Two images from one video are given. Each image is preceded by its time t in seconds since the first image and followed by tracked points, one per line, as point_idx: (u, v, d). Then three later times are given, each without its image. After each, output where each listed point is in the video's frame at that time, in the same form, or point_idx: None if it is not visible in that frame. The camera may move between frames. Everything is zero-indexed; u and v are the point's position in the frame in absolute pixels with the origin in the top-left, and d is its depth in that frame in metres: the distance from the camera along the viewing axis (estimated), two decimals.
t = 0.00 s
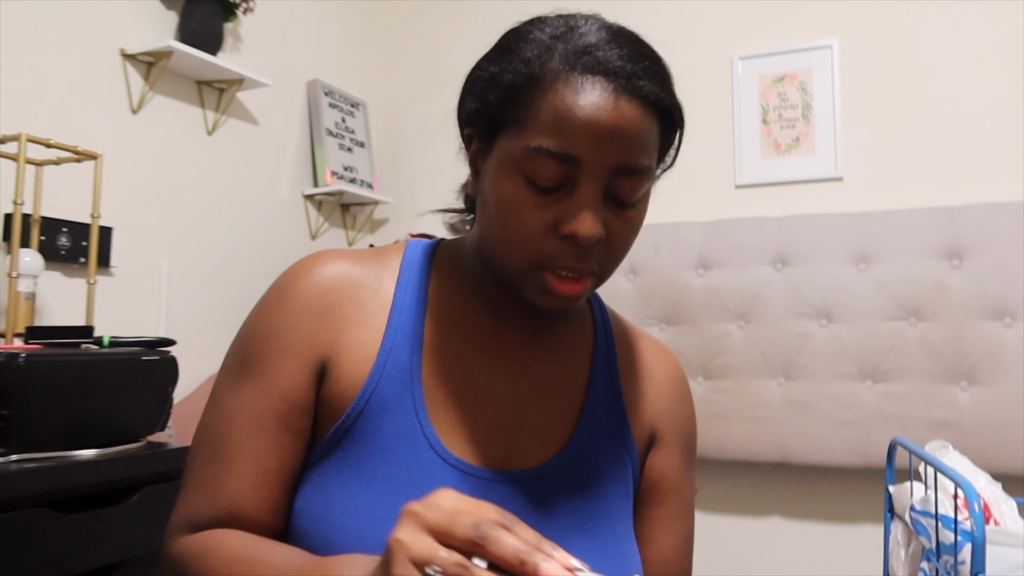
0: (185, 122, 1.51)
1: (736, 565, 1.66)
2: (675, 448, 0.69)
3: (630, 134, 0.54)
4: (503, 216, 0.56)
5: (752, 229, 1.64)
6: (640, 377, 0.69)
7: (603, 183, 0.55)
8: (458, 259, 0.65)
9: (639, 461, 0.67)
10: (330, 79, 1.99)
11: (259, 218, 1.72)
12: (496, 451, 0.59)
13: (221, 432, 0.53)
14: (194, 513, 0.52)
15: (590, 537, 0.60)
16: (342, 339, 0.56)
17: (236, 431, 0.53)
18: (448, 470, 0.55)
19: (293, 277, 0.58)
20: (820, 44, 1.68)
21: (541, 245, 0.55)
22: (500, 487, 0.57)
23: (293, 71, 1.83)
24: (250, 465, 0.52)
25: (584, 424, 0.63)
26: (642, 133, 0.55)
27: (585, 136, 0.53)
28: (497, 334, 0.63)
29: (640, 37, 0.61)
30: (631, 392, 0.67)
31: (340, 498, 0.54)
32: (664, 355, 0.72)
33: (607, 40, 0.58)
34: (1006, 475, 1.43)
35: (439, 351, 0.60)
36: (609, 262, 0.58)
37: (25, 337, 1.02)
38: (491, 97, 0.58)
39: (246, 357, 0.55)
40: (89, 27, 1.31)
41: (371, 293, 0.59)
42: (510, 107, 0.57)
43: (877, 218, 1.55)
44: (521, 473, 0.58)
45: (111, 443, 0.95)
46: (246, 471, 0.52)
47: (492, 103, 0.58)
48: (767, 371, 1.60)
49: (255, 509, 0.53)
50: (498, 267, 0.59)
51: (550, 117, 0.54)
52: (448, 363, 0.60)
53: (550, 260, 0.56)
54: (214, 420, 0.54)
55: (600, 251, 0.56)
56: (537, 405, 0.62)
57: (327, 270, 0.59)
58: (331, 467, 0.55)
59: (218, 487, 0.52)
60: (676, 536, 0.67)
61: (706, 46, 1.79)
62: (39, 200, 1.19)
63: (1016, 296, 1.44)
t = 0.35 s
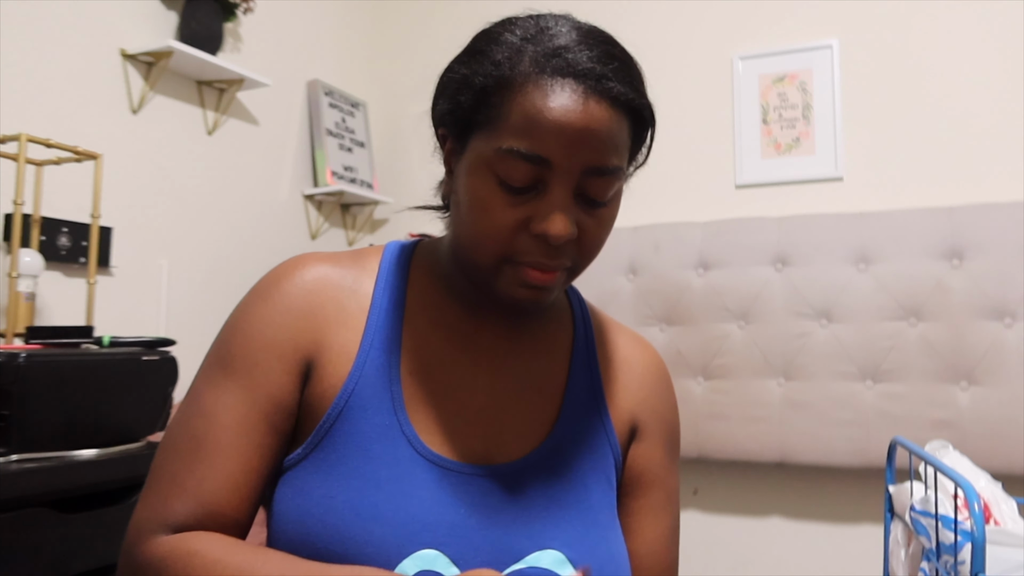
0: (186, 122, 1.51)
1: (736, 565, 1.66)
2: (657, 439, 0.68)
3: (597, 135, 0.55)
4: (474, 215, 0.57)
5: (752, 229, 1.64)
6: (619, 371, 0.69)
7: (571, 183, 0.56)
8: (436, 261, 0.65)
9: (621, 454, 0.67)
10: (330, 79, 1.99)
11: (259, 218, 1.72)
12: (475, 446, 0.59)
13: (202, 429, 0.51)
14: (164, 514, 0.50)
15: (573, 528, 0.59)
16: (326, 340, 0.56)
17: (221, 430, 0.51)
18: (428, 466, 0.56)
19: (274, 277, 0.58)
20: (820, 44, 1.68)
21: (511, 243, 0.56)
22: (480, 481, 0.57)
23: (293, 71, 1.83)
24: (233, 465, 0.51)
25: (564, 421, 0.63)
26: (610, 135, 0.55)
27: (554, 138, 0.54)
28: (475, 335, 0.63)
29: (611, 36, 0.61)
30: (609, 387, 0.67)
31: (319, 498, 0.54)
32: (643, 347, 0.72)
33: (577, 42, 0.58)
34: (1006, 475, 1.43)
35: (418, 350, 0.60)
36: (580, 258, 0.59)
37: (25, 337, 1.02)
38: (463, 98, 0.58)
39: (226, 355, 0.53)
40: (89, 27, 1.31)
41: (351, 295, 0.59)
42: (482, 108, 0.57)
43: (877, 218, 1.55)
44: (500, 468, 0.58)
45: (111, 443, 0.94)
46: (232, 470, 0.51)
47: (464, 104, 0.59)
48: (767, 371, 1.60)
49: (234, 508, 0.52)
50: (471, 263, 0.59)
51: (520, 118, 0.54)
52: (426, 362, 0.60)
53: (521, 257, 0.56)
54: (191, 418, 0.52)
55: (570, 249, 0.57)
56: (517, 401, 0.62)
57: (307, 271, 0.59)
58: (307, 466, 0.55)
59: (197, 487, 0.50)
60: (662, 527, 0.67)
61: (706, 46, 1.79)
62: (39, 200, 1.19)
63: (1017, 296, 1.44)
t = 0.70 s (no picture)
0: (186, 122, 1.51)
1: (736, 565, 1.66)
2: (656, 439, 0.68)
3: (578, 114, 0.56)
4: (460, 195, 0.58)
5: (752, 229, 1.64)
6: (618, 371, 0.68)
7: (553, 163, 0.57)
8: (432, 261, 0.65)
9: (620, 454, 0.67)
10: (330, 79, 1.98)
11: (259, 219, 1.72)
12: (473, 444, 0.59)
13: (209, 438, 0.53)
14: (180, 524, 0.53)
15: (571, 527, 0.59)
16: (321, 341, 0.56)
17: (222, 440, 0.53)
18: (427, 465, 0.56)
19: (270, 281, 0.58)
20: (820, 44, 1.68)
21: (493, 221, 0.56)
22: (478, 480, 0.57)
23: (293, 71, 1.83)
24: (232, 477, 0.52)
25: (562, 420, 0.63)
26: (590, 114, 0.57)
27: (534, 115, 0.55)
28: (472, 333, 0.63)
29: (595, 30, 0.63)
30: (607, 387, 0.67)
31: (319, 497, 0.54)
32: (642, 347, 0.72)
33: (563, 29, 0.60)
34: (1006, 475, 1.43)
35: (415, 350, 0.60)
36: (567, 242, 0.59)
37: (25, 337, 1.02)
38: (453, 84, 0.61)
39: (224, 366, 0.54)
40: (89, 27, 1.31)
41: (347, 297, 0.59)
42: (471, 92, 0.59)
43: (877, 218, 1.55)
44: (497, 467, 0.58)
45: (111, 443, 0.95)
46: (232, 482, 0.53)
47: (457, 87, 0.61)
48: (767, 371, 1.60)
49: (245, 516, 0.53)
50: (459, 248, 0.60)
51: (504, 98, 0.56)
52: (423, 361, 0.60)
53: (503, 237, 0.56)
54: (202, 425, 0.54)
55: (553, 229, 0.57)
56: (514, 400, 0.63)
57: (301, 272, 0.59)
58: (306, 464, 0.55)
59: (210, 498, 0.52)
60: (660, 524, 0.67)
61: (706, 46, 1.79)
62: (39, 200, 1.19)
63: (1017, 296, 1.44)
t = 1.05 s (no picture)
0: (186, 122, 1.51)
1: (736, 565, 1.66)
2: (658, 441, 0.70)
3: (569, 82, 0.60)
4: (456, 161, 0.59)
5: (752, 229, 1.64)
6: (624, 372, 0.70)
7: (546, 123, 0.58)
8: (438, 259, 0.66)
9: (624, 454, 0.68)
10: (330, 79, 1.98)
11: (259, 218, 1.72)
12: (479, 441, 0.59)
13: (217, 429, 0.51)
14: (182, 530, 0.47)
15: (578, 528, 0.59)
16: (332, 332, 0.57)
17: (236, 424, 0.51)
18: (435, 464, 0.56)
19: (275, 275, 0.58)
20: (820, 44, 1.68)
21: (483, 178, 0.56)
22: (487, 481, 0.56)
23: (293, 71, 1.83)
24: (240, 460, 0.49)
25: (571, 419, 0.63)
26: (580, 84, 0.61)
27: (529, 82, 0.59)
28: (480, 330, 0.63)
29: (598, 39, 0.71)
30: (613, 388, 0.68)
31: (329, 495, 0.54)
32: (646, 351, 0.74)
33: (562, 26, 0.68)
34: (1006, 475, 1.43)
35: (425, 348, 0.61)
36: (563, 205, 0.56)
37: (25, 337, 1.02)
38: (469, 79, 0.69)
39: (230, 356, 0.53)
40: (89, 27, 1.31)
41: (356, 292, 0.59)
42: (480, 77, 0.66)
43: (877, 219, 1.55)
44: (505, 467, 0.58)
45: (111, 443, 0.95)
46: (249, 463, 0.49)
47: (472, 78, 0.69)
48: (767, 371, 1.60)
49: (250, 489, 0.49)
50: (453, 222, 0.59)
51: (503, 72, 0.61)
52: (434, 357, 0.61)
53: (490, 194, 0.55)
54: (212, 415, 0.52)
55: (542, 188, 0.55)
56: (520, 397, 0.63)
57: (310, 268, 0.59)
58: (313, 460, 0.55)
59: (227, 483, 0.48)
60: (661, 525, 0.69)
61: (706, 46, 1.79)
62: (39, 200, 1.19)
63: (1017, 296, 1.44)
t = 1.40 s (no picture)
0: (186, 122, 1.51)
1: (736, 565, 1.66)
2: (665, 441, 0.71)
3: (562, 72, 0.64)
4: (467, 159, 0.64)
5: (752, 229, 1.64)
6: (635, 372, 0.71)
7: (547, 110, 0.63)
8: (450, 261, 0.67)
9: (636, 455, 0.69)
10: (330, 79, 1.99)
11: (259, 218, 1.72)
12: (497, 438, 0.60)
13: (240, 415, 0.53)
14: (198, 506, 0.50)
15: (593, 527, 0.59)
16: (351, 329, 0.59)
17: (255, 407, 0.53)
18: (456, 461, 0.56)
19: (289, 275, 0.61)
20: (820, 44, 1.67)
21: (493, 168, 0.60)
22: (508, 480, 0.57)
23: (293, 71, 1.83)
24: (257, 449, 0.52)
25: (588, 419, 0.63)
26: (571, 70, 0.65)
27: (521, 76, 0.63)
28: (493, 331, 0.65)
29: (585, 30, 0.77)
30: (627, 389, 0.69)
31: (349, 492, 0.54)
32: (654, 353, 0.75)
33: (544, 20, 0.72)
34: (1006, 475, 1.43)
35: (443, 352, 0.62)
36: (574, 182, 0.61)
37: (25, 336, 1.02)
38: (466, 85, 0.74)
39: (252, 347, 0.57)
40: (89, 27, 1.31)
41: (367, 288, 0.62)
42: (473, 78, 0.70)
43: (877, 218, 1.55)
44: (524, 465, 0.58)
45: (111, 443, 0.95)
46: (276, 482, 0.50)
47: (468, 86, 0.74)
48: (767, 371, 1.60)
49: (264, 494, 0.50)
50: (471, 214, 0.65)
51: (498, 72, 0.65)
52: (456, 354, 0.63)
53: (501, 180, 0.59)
54: (231, 403, 0.55)
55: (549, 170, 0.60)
56: (537, 396, 0.64)
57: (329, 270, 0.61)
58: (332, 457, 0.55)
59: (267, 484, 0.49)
60: (666, 525, 0.70)
61: (706, 46, 1.79)
62: (39, 200, 1.19)
63: (1017, 296, 1.44)
